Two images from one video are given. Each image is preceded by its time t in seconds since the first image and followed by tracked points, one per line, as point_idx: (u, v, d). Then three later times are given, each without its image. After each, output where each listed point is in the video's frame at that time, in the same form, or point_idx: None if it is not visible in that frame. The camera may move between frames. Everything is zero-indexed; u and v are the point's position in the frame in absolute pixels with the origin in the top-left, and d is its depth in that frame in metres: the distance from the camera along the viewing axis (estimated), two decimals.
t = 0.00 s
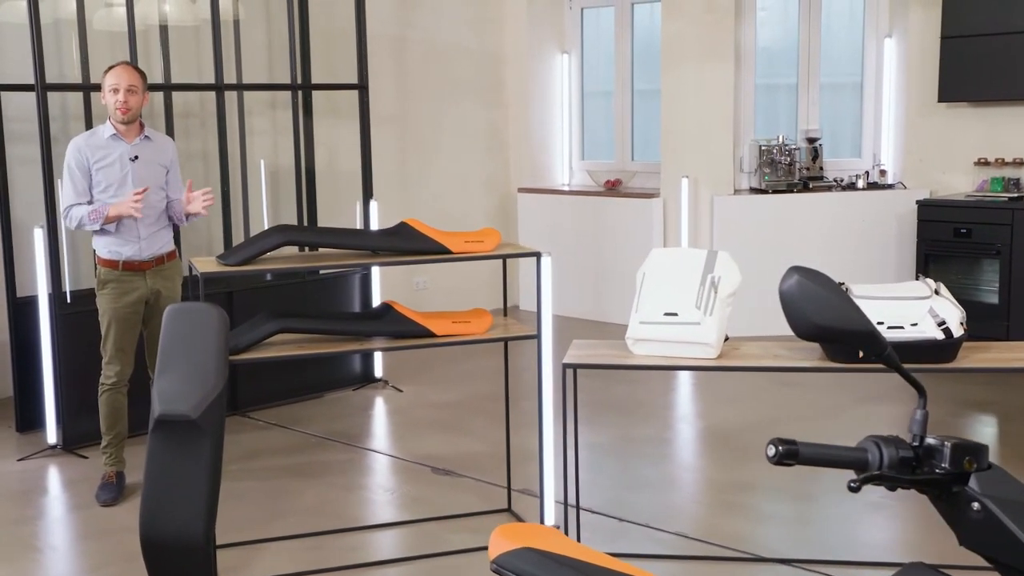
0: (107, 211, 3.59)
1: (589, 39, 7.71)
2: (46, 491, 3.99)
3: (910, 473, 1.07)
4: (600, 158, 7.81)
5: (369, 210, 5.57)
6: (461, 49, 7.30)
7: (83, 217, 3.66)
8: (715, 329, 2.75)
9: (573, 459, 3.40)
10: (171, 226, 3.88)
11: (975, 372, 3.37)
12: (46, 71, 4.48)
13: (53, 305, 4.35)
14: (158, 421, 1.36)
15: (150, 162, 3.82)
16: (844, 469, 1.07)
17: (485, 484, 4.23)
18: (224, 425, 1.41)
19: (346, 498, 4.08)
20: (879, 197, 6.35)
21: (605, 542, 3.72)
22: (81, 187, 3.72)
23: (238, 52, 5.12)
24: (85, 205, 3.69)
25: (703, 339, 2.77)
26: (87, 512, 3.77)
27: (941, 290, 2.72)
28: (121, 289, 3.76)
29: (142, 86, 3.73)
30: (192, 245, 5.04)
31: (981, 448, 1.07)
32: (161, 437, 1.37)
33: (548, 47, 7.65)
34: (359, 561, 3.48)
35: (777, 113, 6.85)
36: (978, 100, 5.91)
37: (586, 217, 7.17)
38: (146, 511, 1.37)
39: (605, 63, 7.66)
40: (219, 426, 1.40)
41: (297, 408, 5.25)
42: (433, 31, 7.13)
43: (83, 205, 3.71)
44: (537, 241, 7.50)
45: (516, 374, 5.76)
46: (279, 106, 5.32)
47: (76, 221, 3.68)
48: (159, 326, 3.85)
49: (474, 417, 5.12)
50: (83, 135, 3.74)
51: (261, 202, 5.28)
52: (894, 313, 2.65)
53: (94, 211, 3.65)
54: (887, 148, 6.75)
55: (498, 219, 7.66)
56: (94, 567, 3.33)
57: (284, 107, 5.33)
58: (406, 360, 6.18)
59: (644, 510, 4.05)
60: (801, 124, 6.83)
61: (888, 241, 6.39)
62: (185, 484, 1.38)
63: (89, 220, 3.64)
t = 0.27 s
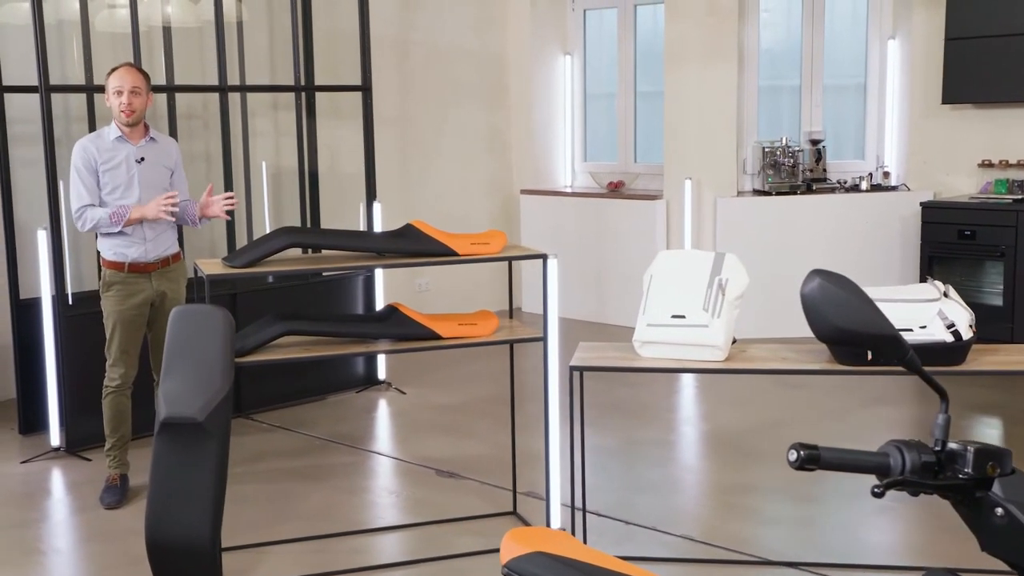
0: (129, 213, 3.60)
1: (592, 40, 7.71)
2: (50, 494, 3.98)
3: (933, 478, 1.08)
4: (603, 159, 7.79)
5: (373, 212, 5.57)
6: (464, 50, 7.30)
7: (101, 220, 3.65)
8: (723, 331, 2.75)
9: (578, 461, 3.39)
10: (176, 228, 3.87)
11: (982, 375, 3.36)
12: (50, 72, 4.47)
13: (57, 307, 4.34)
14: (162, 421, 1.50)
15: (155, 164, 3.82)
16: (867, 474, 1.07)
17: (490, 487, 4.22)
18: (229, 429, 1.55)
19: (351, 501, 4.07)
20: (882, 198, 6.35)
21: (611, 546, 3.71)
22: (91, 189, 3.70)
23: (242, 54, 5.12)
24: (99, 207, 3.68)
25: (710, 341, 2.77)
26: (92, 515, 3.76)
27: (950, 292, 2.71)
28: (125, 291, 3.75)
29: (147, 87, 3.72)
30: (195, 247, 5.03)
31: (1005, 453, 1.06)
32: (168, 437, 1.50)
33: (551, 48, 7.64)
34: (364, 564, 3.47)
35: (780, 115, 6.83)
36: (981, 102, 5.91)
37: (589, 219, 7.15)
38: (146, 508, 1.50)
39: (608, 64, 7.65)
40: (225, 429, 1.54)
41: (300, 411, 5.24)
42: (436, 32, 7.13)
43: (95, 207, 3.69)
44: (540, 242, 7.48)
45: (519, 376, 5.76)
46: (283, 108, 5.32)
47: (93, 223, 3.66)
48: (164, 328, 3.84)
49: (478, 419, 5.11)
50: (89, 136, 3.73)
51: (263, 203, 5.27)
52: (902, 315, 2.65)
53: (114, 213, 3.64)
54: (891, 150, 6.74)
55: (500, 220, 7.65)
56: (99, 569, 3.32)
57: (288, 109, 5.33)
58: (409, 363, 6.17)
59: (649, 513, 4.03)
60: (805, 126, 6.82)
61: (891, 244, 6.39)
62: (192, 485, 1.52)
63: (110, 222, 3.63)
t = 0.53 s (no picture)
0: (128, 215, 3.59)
1: (592, 41, 7.70)
2: (50, 496, 3.97)
3: (951, 482, 1.08)
4: (603, 160, 7.79)
5: (374, 213, 5.56)
6: (464, 51, 7.29)
7: (100, 221, 3.64)
8: (727, 333, 2.74)
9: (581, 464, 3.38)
10: (178, 229, 3.86)
11: (986, 377, 3.35)
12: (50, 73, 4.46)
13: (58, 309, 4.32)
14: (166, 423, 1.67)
15: (159, 166, 3.81)
16: (885, 478, 1.06)
17: (491, 489, 4.21)
18: (230, 433, 1.73)
19: (353, 503, 4.06)
20: (883, 200, 6.35)
21: (613, 548, 3.69)
22: (92, 189, 3.69)
23: (242, 55, 5.11)
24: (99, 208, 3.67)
25: (715, 343, 2.76)
26: (92, 517, 3.74)
27: (955, 294, 2.70)
28: (127, 293, 3.74)
29: (149, 88, 3.71)
30: (195, 248, 5.02)
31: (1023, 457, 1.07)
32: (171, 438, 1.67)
33: (551, 50, 7.64)
34: (366, 567, 3.45)
35: (781, 116, 6.83)
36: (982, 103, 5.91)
37: (589, 220, 7.15)
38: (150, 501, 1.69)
39: (608, 65, 7.64)
40: (223, 432, 1.71)
41: (300, 413, 5.23)
42: (436, 33, 7.13)
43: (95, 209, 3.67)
44: (540, 243, 7.47)
45: (520, 378, 5.74)
46: (284, 109, 5.31)
47: (91, 224, 3.65)
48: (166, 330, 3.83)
49: (479, 421, 5.10)
50: (91, 137, 3.72)
51: (264, 204, 5.25)
52: (908, 317, 2.64)
53: (112, 216, 3.63)
54: (891, 151, 6.74)
55: (501, 222, 7.64)
56: (99, 572, 3.31)
57: (289, 110, 5.32)
58: (409, 365, 6.15)
59: (651, 515, 4.02)
60: (805, 127, 6.82)
61: (892, 245, 6.38)
62: (194, 483, 1.69)
63: (108, 223, 3.63)
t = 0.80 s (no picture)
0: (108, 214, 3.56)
1: (591, 42, 7.69)
2: (50, 498, 3.95)
3: (972, 486, 1.06)
4: (602, 161, 7.78)
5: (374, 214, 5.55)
6: (464, 52, 7.28)
7: (85, 221, 3.62)
8: (733, 335, 2.73)
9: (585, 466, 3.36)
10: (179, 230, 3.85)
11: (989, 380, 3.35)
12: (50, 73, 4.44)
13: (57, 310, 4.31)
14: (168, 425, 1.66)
15: (160, 166, 3.79)
16: (905, 482, 1.05)
17: (493, 491, 4.19)
18: (234, 434, 1.71)
19: (354, 505, 4.04)
20: (883, 201, 6.34)
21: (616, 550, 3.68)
22: (86, 191, 3.68)
23: (243, 55, 5.10)
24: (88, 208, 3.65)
25: (720, 345, 2.75)
26: (93, 519, 3.72)
27: (961, 296, 2.70)
28: (127, 294, 3.72)
29: (151, 89, 3.70)
30: (195, 249, 5.00)
31: None
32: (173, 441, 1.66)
33: (551, 51, 7.63)
34: (368, 569, 3.44)
35: (781, 118, 6.83)
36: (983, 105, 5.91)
37: (589, 221, 7.14)
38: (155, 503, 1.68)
39: (608, 66, 7.63)
40: (226, 433, 1.69)
41: (300, 414, 5.21)
42: (437, 34, 7.11)
43: (88, 208, 3.67)
44: (539, 244, 7.46)
45: (520, 380, 5.73)
46: (285, 109, 5.30)
47: (79, 224, 3.63)
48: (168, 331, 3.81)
49: (479, 422, 5.09)
50: (93, 138, 3.71)
51: (264, 206, 5.24)
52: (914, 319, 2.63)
53: (95, 214, 3.61)
54: (891, 152, 6.74)
55: (500, 223, 7.63)
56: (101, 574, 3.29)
57: (290, 111, 5.31)
58: (409, 366, 6.14)
59: (654, 518, 4.01)
60: (806, 128, 6.82)
61: (892, 247, 6.38)
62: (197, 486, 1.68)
63: (90, 224, 3.60)
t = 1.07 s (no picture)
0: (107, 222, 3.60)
1: (589, 43, 7.68)
2: (48, 500, 3.93)
3: (991, 491, 1.06)
4: (600, 163, 7.77)
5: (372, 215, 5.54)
6: (462, 53, 7.27)
7: (80, 225, 3.63)
8: (735, 337, 2.72)
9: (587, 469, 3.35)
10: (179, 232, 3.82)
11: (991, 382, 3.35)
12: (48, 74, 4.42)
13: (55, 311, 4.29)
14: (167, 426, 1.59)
15: (159, 167, 3.77)
16: (925, 487, 1.05)
17: (493, 493, 4.18)
18: (235, 437, 1.64)
19: (354, 507, 4.02)
20: (881, 203, 6.35)
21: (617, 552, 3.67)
22: (82, 194, 3.68)
23: (242, 56, 5.08)
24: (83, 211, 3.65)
25: (723, 347, 2.74)
26: (91, 522, 3.70)
27: (965, 298, 2.69)
28: (126, 295, 3.70)
29: (149, 90, 3.67)
30: (193, 251, 4.98)
31: None
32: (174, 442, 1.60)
33: (548, 52, 7.62)
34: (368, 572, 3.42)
35: (779, 119, 6.83)
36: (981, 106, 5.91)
37: (587, 222, 7.13)
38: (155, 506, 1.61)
39: (606, 67, 7.62)
40: (228, 434, 1.63)
41: (298, 416, 5.19)
42: (434, 35, 7.10)
43: (83, 211, 3.67)
44: (537, 245, 7.45)
45: (518, 381, 5.72)
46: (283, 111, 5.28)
47: (73, 226, 3.64)
48: (167, 333, 3.80)
49: (478, 424, 5.08)
50: (91, 140, 3.70)
51: (262, 207, 5.22)
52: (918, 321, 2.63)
53: (91, 219, 3.62)
54: (889, 154, 6.74)
55: (498, 224, 7.62)
56: None
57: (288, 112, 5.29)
58: (407, 368, 6.13)
59: (654, 520, 4.00)
60: (803, 129, 6.82)
61: (890, 248, 6.38)
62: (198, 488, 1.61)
63: (85, 229, 3.62)
